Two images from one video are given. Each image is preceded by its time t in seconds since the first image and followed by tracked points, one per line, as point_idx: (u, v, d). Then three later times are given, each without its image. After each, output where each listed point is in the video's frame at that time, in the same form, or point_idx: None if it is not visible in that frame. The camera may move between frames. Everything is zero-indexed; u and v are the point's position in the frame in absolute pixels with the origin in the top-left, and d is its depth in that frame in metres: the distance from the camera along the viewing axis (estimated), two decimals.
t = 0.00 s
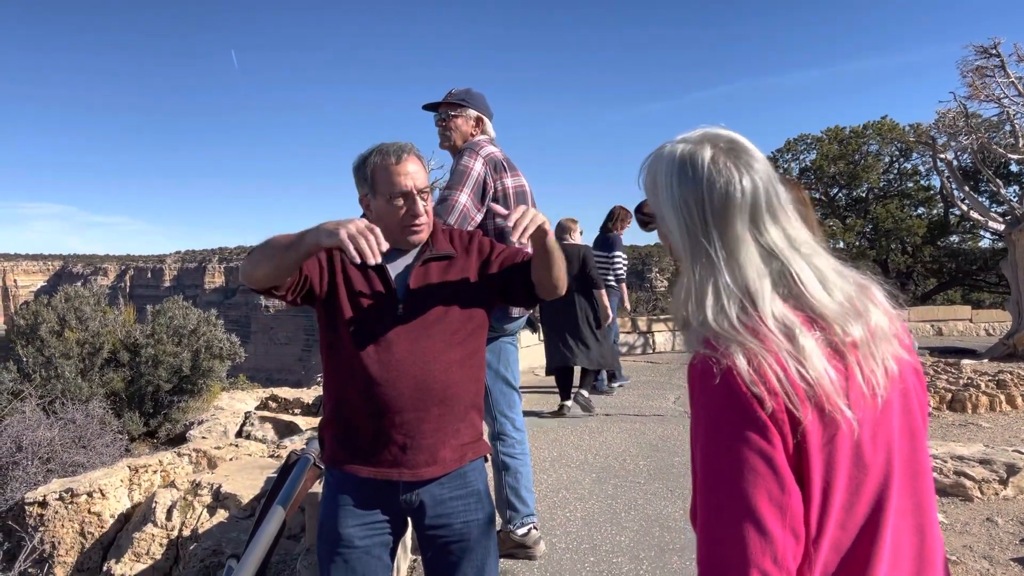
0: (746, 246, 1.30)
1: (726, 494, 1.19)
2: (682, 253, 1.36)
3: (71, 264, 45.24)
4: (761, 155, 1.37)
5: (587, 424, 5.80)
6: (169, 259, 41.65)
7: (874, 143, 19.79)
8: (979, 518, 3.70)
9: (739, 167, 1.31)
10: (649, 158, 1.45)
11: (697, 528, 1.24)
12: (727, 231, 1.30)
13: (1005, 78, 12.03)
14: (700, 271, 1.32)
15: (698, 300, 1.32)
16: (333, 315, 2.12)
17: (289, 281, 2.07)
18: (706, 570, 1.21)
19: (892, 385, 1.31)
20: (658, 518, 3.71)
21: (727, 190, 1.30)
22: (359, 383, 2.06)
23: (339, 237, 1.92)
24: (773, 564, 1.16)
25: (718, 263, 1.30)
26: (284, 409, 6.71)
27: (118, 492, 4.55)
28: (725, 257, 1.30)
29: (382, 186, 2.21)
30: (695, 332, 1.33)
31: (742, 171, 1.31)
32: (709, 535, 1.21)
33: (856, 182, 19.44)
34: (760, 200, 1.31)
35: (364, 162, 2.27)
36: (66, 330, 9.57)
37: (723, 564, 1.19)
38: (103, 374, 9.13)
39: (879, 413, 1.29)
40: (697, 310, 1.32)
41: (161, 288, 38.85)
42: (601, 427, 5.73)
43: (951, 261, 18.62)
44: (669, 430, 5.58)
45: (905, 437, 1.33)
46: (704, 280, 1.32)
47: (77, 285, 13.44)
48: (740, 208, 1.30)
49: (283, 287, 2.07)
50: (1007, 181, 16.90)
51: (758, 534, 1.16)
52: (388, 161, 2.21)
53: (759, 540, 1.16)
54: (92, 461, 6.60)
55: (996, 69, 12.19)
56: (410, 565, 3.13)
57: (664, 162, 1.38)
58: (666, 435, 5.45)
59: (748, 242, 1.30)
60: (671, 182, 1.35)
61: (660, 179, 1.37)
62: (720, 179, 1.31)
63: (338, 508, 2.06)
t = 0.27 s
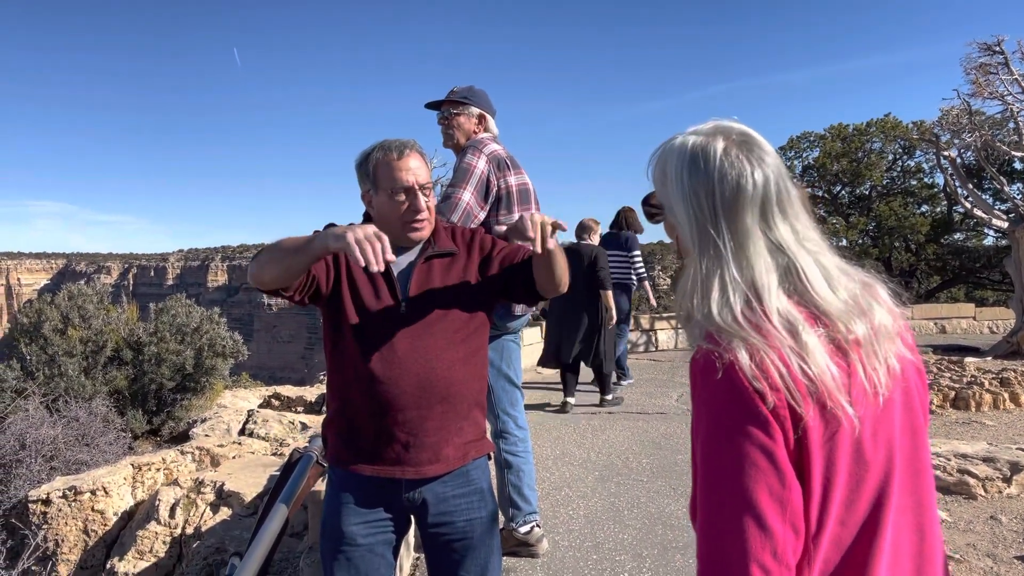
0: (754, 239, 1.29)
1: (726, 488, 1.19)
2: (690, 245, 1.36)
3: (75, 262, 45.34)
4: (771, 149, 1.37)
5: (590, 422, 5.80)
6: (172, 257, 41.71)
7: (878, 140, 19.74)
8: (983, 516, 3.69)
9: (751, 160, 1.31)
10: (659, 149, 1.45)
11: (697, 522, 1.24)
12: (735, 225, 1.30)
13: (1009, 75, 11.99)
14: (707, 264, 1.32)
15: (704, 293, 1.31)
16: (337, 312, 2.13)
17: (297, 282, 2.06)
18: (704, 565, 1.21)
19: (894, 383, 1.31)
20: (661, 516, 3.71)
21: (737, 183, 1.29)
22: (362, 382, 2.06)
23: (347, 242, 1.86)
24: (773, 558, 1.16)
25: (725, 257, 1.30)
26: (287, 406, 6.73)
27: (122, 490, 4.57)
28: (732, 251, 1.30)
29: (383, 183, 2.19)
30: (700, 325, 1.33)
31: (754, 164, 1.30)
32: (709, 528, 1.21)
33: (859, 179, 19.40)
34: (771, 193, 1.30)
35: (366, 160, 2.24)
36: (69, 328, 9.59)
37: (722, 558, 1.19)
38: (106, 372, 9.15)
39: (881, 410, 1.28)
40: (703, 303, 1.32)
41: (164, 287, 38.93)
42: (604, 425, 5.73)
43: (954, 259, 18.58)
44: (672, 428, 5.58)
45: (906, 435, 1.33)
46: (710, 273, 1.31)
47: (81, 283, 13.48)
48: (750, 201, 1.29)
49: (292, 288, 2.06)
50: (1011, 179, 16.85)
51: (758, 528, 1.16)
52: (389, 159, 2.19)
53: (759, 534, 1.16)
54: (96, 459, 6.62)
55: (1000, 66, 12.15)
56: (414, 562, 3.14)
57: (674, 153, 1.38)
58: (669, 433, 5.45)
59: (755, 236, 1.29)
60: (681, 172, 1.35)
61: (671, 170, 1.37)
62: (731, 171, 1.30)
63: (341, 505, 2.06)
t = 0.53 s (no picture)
0: (759, 233, 1.29)
1: (724, 482, 1.19)
2: (695, 238, 1.36)
3: (77, 260, 45.40)
4: (778, 144, 1.37)
5: (592, 420, 5.80)
6: (174, 255, 41.74)
7: (881, 138, 19.71)
8: (986, 514, 3.69)
9: (757, 154, 1.31)
10: (665, 144, 1.45)
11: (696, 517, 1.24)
12: (740, 218, 1.30)
13: (1012, 73, 11.97)
14: (711, 258, 1.32)
15: (708, 287, 1.31)
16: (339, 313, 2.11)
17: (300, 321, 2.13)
18: (702, 560, 1.21)
19: (893, 382, 1.30)
20: (663, 514, 3.71)
21: (744, 176, 1.30)
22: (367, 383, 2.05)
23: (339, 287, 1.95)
24: (770, 554, 1.16)
25: (730, 251, 1.30)
26: (289, 405, 6.73)
27: (124, 488, 4.59)
28: (736, 246, 1.30)
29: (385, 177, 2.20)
30: (702, 319, 1.32)
31: (760, 158, 1.31)
32: (706, 523, 1.21)
33: (862, 177, 19.37)
34: (776, 187, 1.31)
35: (372, 156, 2.26)
36: (72, 326, 9.60)
37: (719, 553, 1.19)
38: (109, 370, 9.16)
39: (880, 409, 1.28)
40: (706, 297, 1.32)
41: (167, 285, 38.98)
42: (606, 423, 5.73)
43: (957, 257, 18.54)
44: (674, 426, 5.57)
45: (905, 434, 1.32)
46: (714, 268, 1.31)
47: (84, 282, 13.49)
48: (755, 195, 1.30)
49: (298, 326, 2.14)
50: (1014, 176, 16.81)
51: (755, 523, 1.16)
52: (394, 153, 2.22)
53: (757, 529, 1.16)
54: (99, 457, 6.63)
55: (1003, 63, 12.12)
56: (416, 560, 3.14)
57: (681, 146, 1.38)
58: (671, 431, 5.45)
59: (761, 230, 1.29)
60: (687, 166, 1.35)
61: (677, 164, 1.37)
62: (738, 165, 1.30)
63: (345, 505, 2.06)
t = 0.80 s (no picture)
0: (759, 228, 1.29)
1: (724, 480, 1.19)
2: (695, 235, 1.36)
3: (79, 259, 45.44)
4: (776, 140, 1.38)
5: (594, 418, 5.80)
6: (176, 254, 41.77)
7: (883, 136, 19.70)
8: (988, 513, 3.68)
9: (755, 149, 1.32)
10: (663, 143, 1.45)
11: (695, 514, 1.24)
12: (740, 214, 1.30)
13: (1014, 71, 11.95)
14: (711, 254, 1.32)
15: (708, 283, 1.31)
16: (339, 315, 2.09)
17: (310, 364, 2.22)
18: (702, 557, 1.21)
19: (892, 380, 1.30)
20: (665, 512, 3.71)
21: (743, 171, 1.30)
22: (372, 382, 2.05)
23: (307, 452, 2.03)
24: (769, 552, 1.16)
25: (730, 247, 1.30)
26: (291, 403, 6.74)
27: (126, 486, 4.60)
28: (736, 241, 1.29)
29: (384, 166, 2.23)
30: (702, 316, 1.32)
31: (758, 153, 1.31)
32: (706, 521, 1.21)
33: (864, 175, 19.35)
34: (775, 182, 1.31)
35: (375, 151, 2.28)
36: (74, 324, 9.61)
37: (718, 551, 1.19)
38: (111, 369, 9.17)
39: (878, 407, 1.28)
40: (707, 294, 1.32)
41: (169, 283, 39.02)
42: (608, 421, 5.72)
43: (959, 255, 18.51)
44: (676, 425, 5.57)
45: (902, 433, 1.32)
46: (714, 265, 1.31)
47: (86, 280, 13.49)
48: (754, 190, 1.30)
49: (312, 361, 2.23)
50: (1017, 174, 16.79)
51: (755, 521, 1.16)
52: (396, 145, 2.24)
53: (757, 527, 1.16)
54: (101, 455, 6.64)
55: (1005, 61, 12.10)
56: (418, 558, 3.15)
57: (679, 144, 1.38)
58: (673, 429, 5.45)
59: (760, 225, 1.29)
60: (687, 164, 1.35)
61: (676, 161, 1.38)
62: (736, 160, 1.31)
63: (349, 504, 2.06)
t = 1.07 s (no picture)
0: (760, 224, 1.29)
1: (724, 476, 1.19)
2: (695, 230, 1.36)
3: (81, 257, 45.45)
4: (778, 137, 1.38)
5: (595, 416, 5.81)
6: (178, 252, 41.78)
7: (885, 134, 19.67)
8: (989, 510, 3.69)
9: (757, 146, 1.32)
10: (665, 139, 1.46)
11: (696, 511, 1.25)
12: (740, 211, 1.30)
13: (1016, 69, 11.92)
14: (712, 251, 1.32)
15: (709, 279, 1.32)
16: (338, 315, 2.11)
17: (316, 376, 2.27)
18: (701, 554, 1.22)
19: (889, 378, 1.30)
20: (666, 510, 3.71)
21: (743, 168, 1.30)
22: (370, 380, 2.06)
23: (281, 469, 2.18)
24: (769, 548, 1.16)
25: (730, 243, 1.30)
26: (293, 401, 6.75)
27: (128, 484, 4.61)
28: (736, 237, 1.30)
29: (383, 161, 2.25)
30: (703, 313, 1.32)
31: (760, 150, 1.32)
32: (706, 517, 1.21)
33: (865, 173, 19.33)
34: (777, 178, 1.31)
35: (375, 150, 2.30)
36: (76, 322, 9.62)
37: (718, 547, 1.19)
38: (112, 367, 9.18)
39: (875, 405, 1.28)
40: (707, 290, 1.32)
41: (170, 281, 39.07)
42: (610, 419, 5.73)
43: (961, 253, 18.50)
44: (677, 422, 5.58)
45: (899, 431, 1.33)
46: (715, 261, 1.31)
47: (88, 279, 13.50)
48: (755, 186, 1.30)
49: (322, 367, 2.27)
50: (1019, 172, 16.76)
51: (755, 517, 1.16)
52: (394, 141, 2.26)
53: (757, 524, 1.16)
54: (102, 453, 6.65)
55: (1007, 59, 12.08)
56: (420, 556, 3.16)
57: (682, 141, 1.39)
58: (675, 427, 5.45)
59: (761, 221, 1.30)
60: (689, 160, 1.36)
61: (678, 158, 1.38)
62: (738, 156, 1.31)
63: (349, 501, 2.07)
